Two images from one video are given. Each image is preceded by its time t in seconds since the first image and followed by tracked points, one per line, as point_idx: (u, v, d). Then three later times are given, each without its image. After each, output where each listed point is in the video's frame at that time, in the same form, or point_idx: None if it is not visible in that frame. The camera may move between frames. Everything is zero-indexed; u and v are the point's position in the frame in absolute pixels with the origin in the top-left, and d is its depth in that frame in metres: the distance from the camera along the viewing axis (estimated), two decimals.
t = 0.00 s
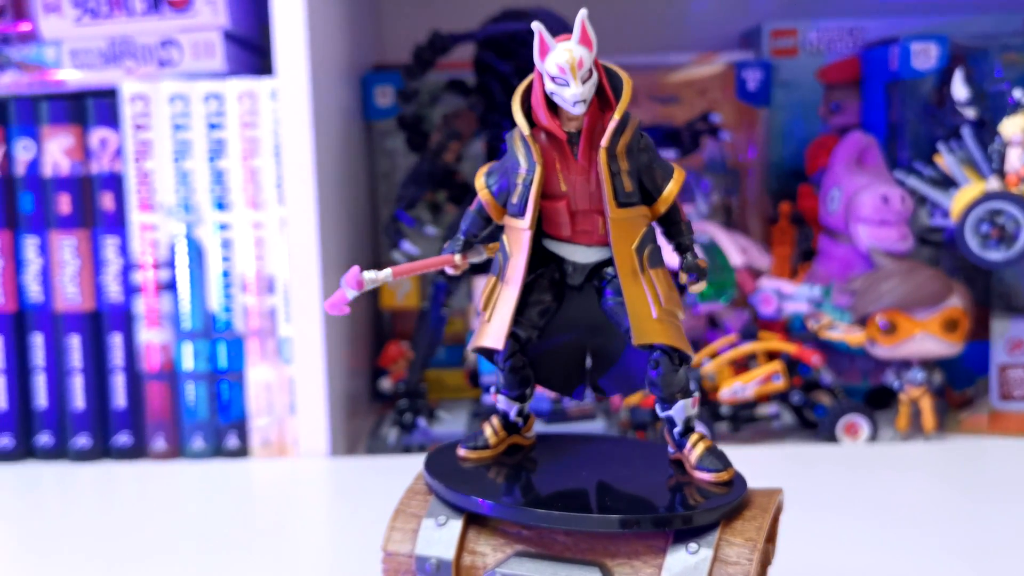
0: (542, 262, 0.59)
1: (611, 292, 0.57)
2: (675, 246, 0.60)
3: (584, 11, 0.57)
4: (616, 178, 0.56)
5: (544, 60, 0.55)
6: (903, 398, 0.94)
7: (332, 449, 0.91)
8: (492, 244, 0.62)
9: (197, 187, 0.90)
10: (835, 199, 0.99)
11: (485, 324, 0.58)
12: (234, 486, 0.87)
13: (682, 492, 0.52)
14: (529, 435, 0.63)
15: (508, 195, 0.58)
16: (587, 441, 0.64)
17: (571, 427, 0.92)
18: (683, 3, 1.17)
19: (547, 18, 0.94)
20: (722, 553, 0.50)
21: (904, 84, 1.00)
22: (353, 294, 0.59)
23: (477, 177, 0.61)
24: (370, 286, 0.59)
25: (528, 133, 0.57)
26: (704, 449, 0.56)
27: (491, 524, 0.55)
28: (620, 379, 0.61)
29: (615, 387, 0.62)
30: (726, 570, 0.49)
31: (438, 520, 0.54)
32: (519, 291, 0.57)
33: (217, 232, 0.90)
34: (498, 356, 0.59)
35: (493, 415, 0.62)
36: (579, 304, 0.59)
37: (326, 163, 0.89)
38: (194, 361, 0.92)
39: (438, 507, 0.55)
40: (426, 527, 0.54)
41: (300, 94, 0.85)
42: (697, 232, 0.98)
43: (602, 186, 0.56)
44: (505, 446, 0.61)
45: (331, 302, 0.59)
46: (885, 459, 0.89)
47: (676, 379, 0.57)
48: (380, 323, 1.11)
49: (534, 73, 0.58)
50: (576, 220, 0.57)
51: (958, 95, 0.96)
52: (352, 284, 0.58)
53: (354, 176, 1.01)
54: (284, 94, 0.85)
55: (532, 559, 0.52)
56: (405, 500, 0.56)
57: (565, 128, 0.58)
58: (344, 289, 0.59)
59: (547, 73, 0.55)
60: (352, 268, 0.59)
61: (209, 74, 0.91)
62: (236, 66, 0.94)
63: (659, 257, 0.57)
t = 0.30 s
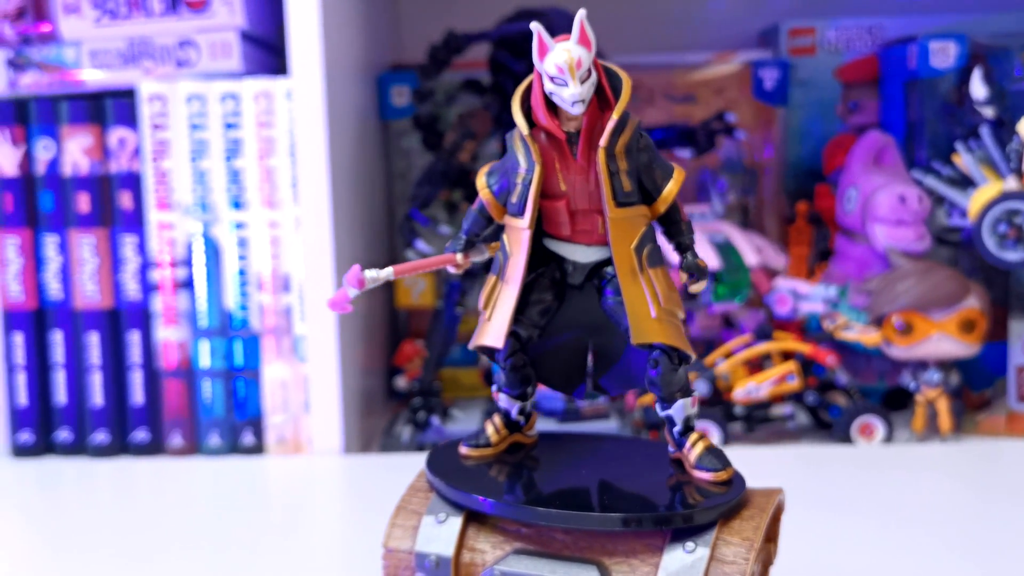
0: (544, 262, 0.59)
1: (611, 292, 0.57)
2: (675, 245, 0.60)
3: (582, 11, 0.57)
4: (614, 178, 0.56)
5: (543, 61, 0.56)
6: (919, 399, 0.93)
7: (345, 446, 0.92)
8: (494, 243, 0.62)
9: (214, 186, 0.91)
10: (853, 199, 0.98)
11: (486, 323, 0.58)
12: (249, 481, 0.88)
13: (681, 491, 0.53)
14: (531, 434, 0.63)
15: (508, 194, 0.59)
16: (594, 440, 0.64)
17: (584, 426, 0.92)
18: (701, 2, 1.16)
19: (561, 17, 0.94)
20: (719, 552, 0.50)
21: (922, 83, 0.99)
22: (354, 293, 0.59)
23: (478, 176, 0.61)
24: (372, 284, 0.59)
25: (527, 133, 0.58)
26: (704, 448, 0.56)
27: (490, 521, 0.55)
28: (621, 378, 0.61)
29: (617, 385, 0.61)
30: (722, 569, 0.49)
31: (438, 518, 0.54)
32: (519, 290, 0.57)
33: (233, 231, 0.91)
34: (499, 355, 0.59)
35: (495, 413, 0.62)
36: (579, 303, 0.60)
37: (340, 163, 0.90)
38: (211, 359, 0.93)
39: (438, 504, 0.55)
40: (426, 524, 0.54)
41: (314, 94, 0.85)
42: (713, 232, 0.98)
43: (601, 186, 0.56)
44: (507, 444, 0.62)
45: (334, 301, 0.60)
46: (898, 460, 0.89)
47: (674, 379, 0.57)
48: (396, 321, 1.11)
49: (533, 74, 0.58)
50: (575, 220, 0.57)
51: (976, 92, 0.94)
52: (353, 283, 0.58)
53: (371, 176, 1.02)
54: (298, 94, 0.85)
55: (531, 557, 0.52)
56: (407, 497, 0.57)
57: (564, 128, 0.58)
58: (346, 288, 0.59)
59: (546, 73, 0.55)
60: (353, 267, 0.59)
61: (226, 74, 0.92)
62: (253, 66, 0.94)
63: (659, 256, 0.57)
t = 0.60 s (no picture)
0: (546, 262, 0.59)
1: (611, 291, 0.58)
2: (675, 245, 0.60)
3: (581, 12, 0.57)
4: (614, 178, 0.56)
5: (542, 61, 0.56)
6: (933, 401, 0.93)
7: (357, 445, 0.92)
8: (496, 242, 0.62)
9: (228, 186, 0.91)
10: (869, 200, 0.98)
11: (486, 321, 0.59)
12: (262, 478, 0.88)
13: (680, 491, 0.53)
14: (533, 433, 0.64)
15: (508, 194, 0.59)
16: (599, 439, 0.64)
17: (595, 426, 0.92)
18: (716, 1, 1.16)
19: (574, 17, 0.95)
20: (716, 552, 0.50)
21: (939, 83, 0.99)
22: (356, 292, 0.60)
23: (479, 176, 0.61)
24: (372, 284, 0.60)
25: (525, 133, 0.58)
26: (703, 447, 0.56)
27: (490, 519, 0.55)
28: (622, 377, 0.61)
29: (617, 385, 0.62)
30: (718, 569, 0.49)
31: (438, 515, 0.55)
32: (518, 290, 0.57)
33: (247, 230, 0.91)
34: (499, 354, 0.60)
35: (497, 411, 0.63)
36: (581, 303, 0.60)
37: (352, 162, 0.90)
38: (224, 357, 0.93)
39: (438, 502, 0.56)
40: (426, 522, 0.55)
41: (326, 94, 0.86)
42: (726, 232, 0.98)
43: (600, 185, 0.56)
44: (508, 443, 0.62)
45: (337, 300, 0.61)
46: (908, 461, 0.88)
47: (674, 379, 0.57)
48: (409, 321, 1.12)
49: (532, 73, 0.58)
50: (575, 220, 0.58)
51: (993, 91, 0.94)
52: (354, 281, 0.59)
53: (384, 175, 1.02)
54: (311, 94, 0.86)
55: (529, 555, 0.53)
56: (408, 495, 0.57)
57: (563, 128, 0.58)
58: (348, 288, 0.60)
59: (545, 73, 0.56)
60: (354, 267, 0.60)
61: (240, 74, 0.92)
62: (268, 66, 0.94)
63: (658, 256, 0.57)
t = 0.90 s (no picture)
0: (546, 262, 0.60)
1: (610, 290, 0.58)
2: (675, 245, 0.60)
3: (581, 13, 0.57)
4: (612, 178, 0.57)
5: (541, 61, 0.56)
6: (949, 402, 0.92)
7: (370, 443, 0.93)
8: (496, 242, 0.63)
9: (244, 185, 0.92)
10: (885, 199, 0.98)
11: (487, 320, 0.59)
12: (277, 475, 0.89)
13: (679, 490, 0.53)
14: (534, 431, 0.64)
15: (508, 194, 0.59)
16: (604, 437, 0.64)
17: (609, 425, 0.92)
18: None
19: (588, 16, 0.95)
20: (712, 551, 0.50)
21: (958, 82, 0.98)
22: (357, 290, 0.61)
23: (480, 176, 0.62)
24: (372, 283, 0.61)
25: (525, 133, 0.58)
26: (701, 447, 0.56)
27: (490, 517, 0.55)
28: (621, 376, 0.61)
29: (618, 384, 0.62)
30: (714, 568, 0.50)
31: (438, 513, 0.55)
32: (518, 289, 0.58)
33: (263, 229, 0.92)
34: (499, 353, 0.60)
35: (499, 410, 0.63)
36: (581, 302, 0.60)
37: (366, 162, 0.91)
38: (241, 355, 0.94)
39: (438, 500, 0.56)
40: (426, 519, 0.55)
41: (340, 94, 0.86)
42: (741, 232, 0.98)
43: (598, 185, 0.56)
44: (509, 441, 0.62)
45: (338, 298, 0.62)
46: (921, 462, 0.88)
47: (673, 378, 0.57)
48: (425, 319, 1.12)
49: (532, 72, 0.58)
50: (574, 219, 0.58)
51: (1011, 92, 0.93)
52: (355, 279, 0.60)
53: (400, 174, 1.03)
54: (325, 94, 0.86)
55: (527, 553, 0.53)
56: (409, 492, 0.58)
57: (562, 129, 0.59)
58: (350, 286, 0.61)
59: (544, 74, 0.56)
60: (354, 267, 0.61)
61: (257, 74, 0.93)
62: (284, 66, 0.95)
63: (657, 255, 0.58)
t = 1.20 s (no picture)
0: (546, 262, 0.60)
1: (610, 289, 0.58)
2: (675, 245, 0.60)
3: (580, 13, 0.57)
4: (610, 178, 0.57)
5: (540, 62, 0.56)
6: (965, 403, 0.91)
7: (382, 441, 0.93)
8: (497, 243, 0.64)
9: (259, 184, 0.93)
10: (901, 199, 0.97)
11: (487, 319, 0.60)
12: (290, 473, 0.90)
13: (678, 490, 0.53)
14: (535, 430, 0.64)
15: (509, 193, 0.60)
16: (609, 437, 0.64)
17: (621, 424, 0.92)
18: None
19: (601, 15, 0.95)
20: (708, 551, 0.50)
21: (977, 82, 0.97)
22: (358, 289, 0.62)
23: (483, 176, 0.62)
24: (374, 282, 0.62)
25: (524, 133, 0.58)
26: (701, 447, 0.56)
27: (489, 515, 0.56)
28: (623, 376, 0.61)
29: (619, 381, 0.62)
30: (710, 568, 0.50)
31: (438, 511, 0.56)
32: (518, 288, 0.58)
33: (277, 228, 0.93)
34: (499, 352, 0.60)
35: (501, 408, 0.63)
36: (582, 301, 0.60)
37: (379, 162, 0.91)
38: (255, 353, 0.95)
39: (439, 498, 0.57)
40: (426, 517, 0.55)
41: (353, 94, 0.87)
42: (755, 232, 0.97)
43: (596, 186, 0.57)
44: (510, 440, 0.62)
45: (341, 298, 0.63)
46: (933, 464, 0.87)
47: (672, 378, 0.57)
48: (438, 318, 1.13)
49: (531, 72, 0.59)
50: (574, 219, 0.59)
51: None
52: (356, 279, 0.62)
53: (413, 173, 1.03)
54: (339, 93, 0.87)
55: (526, 551, 0.53)
56: (411, 490, 0.58)
57: (561, 129, 0.59)
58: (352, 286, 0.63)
59: (543, 74, 0.56)
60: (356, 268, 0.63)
61: (272, 74, 0.93)
62: (299, 66, 0.96)
63: (656, 255, 0.58)
